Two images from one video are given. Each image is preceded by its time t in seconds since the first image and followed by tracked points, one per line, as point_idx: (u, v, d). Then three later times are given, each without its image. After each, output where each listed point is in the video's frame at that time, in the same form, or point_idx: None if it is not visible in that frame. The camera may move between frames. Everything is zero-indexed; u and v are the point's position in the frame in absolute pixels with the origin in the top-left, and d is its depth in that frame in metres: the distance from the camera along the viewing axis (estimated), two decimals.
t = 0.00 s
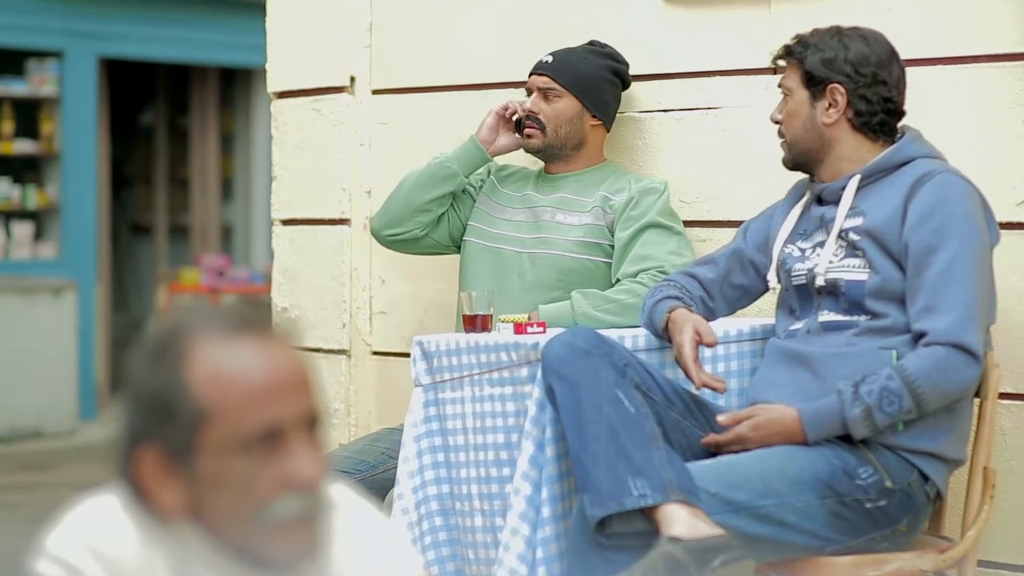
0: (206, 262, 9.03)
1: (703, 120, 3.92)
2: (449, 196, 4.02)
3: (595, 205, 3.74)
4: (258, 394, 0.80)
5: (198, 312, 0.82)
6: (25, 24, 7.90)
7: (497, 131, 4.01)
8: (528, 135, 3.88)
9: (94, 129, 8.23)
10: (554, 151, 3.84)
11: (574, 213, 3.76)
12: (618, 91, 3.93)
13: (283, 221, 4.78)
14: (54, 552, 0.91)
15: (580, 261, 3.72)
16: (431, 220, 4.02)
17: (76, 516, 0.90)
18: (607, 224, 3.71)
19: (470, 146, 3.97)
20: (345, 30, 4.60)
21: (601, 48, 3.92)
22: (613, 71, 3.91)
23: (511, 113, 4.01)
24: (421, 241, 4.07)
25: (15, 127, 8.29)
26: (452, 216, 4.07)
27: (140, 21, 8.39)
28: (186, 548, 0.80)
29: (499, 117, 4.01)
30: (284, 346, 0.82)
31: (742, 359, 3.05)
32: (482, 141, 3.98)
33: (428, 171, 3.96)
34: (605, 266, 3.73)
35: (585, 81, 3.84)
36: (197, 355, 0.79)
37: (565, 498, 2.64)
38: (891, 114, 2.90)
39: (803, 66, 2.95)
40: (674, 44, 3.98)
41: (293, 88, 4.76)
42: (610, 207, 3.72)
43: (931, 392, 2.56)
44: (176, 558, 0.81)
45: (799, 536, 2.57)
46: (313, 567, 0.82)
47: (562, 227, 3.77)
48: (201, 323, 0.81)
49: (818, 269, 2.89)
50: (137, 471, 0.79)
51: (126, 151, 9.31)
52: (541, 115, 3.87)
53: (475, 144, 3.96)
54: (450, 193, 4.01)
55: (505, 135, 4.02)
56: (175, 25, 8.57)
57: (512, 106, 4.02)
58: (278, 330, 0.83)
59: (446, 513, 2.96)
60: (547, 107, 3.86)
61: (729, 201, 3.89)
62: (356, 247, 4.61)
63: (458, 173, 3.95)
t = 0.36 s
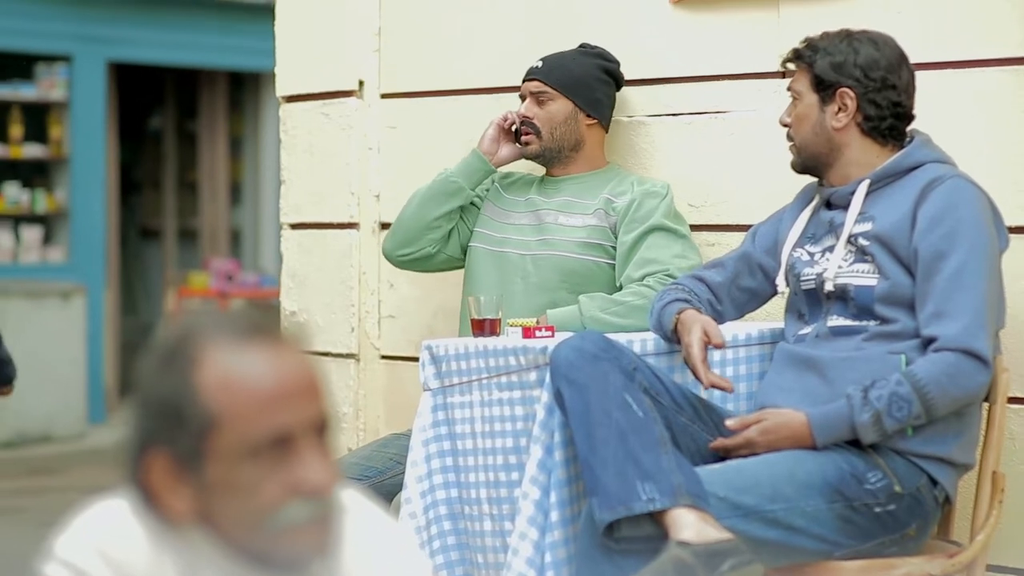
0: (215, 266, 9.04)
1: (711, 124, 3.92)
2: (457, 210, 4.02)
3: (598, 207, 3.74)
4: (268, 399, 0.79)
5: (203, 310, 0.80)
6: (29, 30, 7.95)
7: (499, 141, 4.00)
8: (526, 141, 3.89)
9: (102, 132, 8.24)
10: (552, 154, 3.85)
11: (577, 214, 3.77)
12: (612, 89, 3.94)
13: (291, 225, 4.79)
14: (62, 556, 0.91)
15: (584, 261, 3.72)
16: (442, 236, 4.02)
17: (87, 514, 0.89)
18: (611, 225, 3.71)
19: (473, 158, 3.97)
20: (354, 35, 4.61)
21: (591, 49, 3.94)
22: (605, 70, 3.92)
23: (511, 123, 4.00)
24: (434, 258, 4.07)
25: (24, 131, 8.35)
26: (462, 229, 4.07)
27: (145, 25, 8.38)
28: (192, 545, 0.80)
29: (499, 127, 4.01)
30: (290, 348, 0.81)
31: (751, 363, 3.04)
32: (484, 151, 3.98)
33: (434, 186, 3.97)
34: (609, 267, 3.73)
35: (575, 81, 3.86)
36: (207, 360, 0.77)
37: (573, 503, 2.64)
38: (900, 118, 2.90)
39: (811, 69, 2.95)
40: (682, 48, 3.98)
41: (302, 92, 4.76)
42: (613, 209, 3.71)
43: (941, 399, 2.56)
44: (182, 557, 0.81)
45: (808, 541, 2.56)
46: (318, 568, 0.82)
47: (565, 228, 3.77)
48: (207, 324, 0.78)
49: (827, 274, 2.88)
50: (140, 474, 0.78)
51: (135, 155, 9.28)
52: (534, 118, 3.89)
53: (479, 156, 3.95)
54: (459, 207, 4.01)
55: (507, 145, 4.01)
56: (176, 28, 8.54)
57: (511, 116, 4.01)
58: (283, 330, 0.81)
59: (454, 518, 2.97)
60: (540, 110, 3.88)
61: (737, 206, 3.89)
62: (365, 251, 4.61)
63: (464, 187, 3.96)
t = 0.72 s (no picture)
0: (224, 270, 9.05)
1: (720, 128, 3.93)
2: (468, 219, 4.03)
3: (608, 210, 3.75)
4: (280, 402, 0.81)
5: (216, 316, 0.83)
6: (28, 32, 7.89)
7: (505, 147, 4.00)
8: (541, 145, 3.89)
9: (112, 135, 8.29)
10: (569, 157, 3.87)
11: (588, 218, 3.77)
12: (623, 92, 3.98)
13: (301, 229, 4.81)
14: (70, 559, 0.98)
15: (593, 265, 3.73)
16: (455, 246, 4.04)
17: (108, 511, 0.93)
18: (621, 228, 3.72)
19: (479, 166, 3.97)
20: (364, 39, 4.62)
21: (600, 52, 3.96)
22: (616, 73, 3.95)
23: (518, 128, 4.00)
24: (448, 268, 4.09)
25: (34, 135, 8.31)
26: (473, 238, 4.08)
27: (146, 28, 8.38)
28: (206, 545, 0.83)
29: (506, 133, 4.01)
30: (302, 355, 0.83)
31: (760, 367, 3.06)
32: (491, 158, 3.97)
33: (442, 197, 3.97)
34: (619, 271, 3.73)
35: (590, 85, 3.88)
36: (216, 365, 0.80)
37: (582, 506, 2.65)
38: (908, 121, 2.91)
39: (819, 74, 2.96)
40: (692, 51, 3.99)
41: (312, 96, 4.78)
42: (623, 212, 3.72)
43: (936, 395, 2.57)
44: (192, 555, 0.85)
45: (817, 543, 2.57)
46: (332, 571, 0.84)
47: (575, 231, 3.77)
48: (219, 330, 0.81)
49: (834, 278, 2.89)
50: (154, 476, 0.81)
51: (145, 159, 9.35)
52: (552, 123, 3.90)
53: (485, 163, 3.96)
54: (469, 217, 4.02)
55: (513, 151, 4.00)
56: (175, 31, 8.55)
57: (518, 122, 4.02)
58: (295, 337, 0.84)
59: (464, 522, 2.98)
60: (557, 114, 3.90)
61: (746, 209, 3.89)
62: (374, 255, 4.62)
63: (473, 196, 3.97)
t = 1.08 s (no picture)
0: (232, 268, 9.05)
1: (728, 125, 3.92)
2: (486, 233, 4.01)
3: (620, 211, 3.75)
4: (287, 399, 0.89)
5: (225, 314, 0.91)
6: (35, 31, 7.91)
7: (516, 153, 3.97)
8: (570, 148, 3.84)
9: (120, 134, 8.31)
10: (598, 162, 3.85)
11: (600, 220, 3.77)
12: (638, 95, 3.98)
13: (310, 227, 4.82)
14: (80, 558, 1.00)
15: (608, 267, 3.72)
16: (474, 260, 4.03)
17: (112, 508, 0.99)
18: (632, 229, 3.72)
19: (491, 176, 3.95)
20: (372, 37, 4.62)
21: (619, 53, 3.93)
22: (636, 75, 3.94)
23: (528, 130, 3.97)
24: (469, 282, 4.09)
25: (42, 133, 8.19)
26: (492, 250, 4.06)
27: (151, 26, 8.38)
28: (213, 543, 0.91)
29: (517, 136, 3.97)
30: (307, 351, 0.91)
31: (768, 365, 3.06)
32: (503, 167, 3.95)
33: (459, 213, 3.94)
34: (631, 271, 3.73)
35: (620, 89, 3.86)
36: (223, 361, 0.88)
37: (591, 504, 2.65)
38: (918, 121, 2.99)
39: (885, 68, 2.85)
40: (700, 50, 3.99)
41: (320, 94, 4.78)
42: (635, 213, 3.72)
43: (908, 387, 2.56)
44: (199, 554, 0.92)
45: (826, 542, 2.57)
46: (339, 562, 0.91)
47: (587, 234, 3.77)
48: (227, 327, 0.89)
49: (839, 279, 2.88)
50: (168, 472, 0.90)
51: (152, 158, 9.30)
52: (583, 126, 3.84)
53: (496, 172, 3.94)
54: (487, 231, 3.99)
55: (523, 154, 3.99)
56: (185, 31, 8.53)
57: (527, 124, 3.98)
58: (299, 333, 0.92)
59: (472, 519, 2.97)
60: (589, 119, 3.84)
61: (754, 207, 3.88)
62: (382, 253, 4.62)
63: (489, 209, 3.94)
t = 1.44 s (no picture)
0: (239, 266, 9.06)
1: (735, 123, 3.92)
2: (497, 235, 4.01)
3: (628, 211, 3.76)
4: (299, 400, 0.91)
5: (238, 315, 0.92)
6: (40, 28, 7.88)
7: (527, 154, 3.97)
8: (582, 153, 3.83)
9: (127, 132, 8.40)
10: (609, 166, 3.85)
11: (608, 220, 3.78)
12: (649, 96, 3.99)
13: (316, 225, 4.83)
14: (87, 555, 1.02)
15: (613, 266, 3.72)
16: (485, 262, 4.03)
17: (123, 505, 1.01)
18: (640, 229, 3.72)
19: (501, 178, 3.95)
20: (380, 35, 4.63)
21: (631, 54, 3.93)
22: (647, 77, 3.94)
23: (539, 131, 3.98)
24: (480, 283, 4.09)
25: (50, 130, 8.23)
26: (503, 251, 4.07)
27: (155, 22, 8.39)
28: (224, 544, 0.91)
29: (528, 137, 3.97)
30: (318, 354, 0.93)
31: (774, 363, 3.05)
32: (513, 170, 3.95)
33: (471, 216, 3.93)
34: (638, 271, 3.73)
35: (632, 94, 3.86)
36: (235, 363, 0.89)
37: (598, 501, 2.65)
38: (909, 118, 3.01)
39: (898, 67, 2.86)
40: (706, 47, 3.99)
41: (327, 91, 4.79)
42: (643, 212, 3.72)
43: (914, 393, 2.58)
44: (210, 554, 0.92)
45: (834, 539, 2.56)
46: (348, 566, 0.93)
47: (595, 234, 3.78)
48: (239, 329, 0.91)
49: (842, 279, 2.89)
50: (181, 472, 0.91)
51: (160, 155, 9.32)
52: (595, 131, 3.84)
53: (505, 175, 3.94)
54: (498, 232, 4.00)
55: (534, 154, 3.99)
56: (188, 27, 8.56)
57: (538, 124, 3.98)
58: (310, 337, 0.93)
59: (479, 517, 2.98)
60: (602, 123, 3.84)
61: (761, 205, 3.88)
62: (389, 251, 4.63)
63: (500, 212, 3.94)
